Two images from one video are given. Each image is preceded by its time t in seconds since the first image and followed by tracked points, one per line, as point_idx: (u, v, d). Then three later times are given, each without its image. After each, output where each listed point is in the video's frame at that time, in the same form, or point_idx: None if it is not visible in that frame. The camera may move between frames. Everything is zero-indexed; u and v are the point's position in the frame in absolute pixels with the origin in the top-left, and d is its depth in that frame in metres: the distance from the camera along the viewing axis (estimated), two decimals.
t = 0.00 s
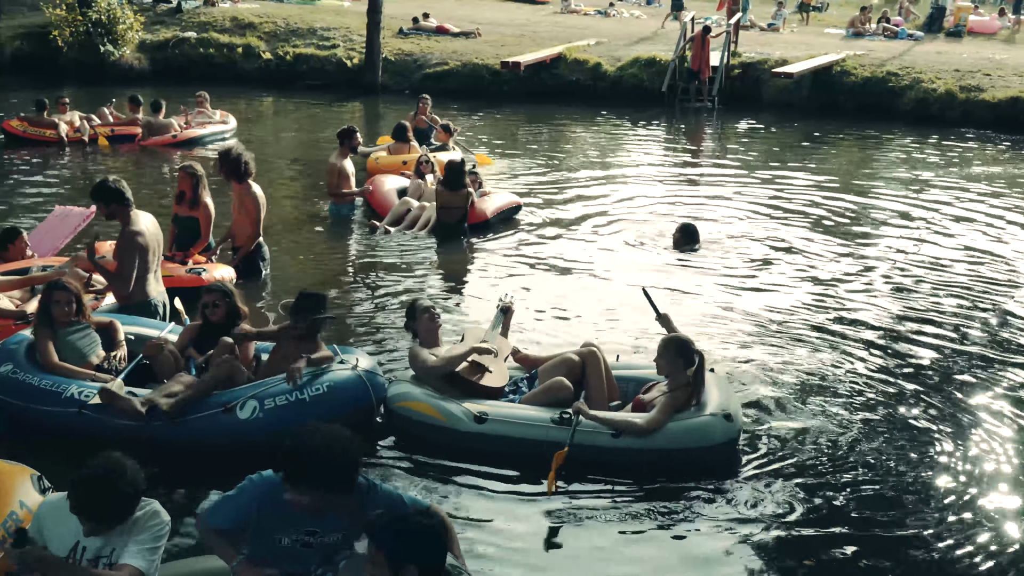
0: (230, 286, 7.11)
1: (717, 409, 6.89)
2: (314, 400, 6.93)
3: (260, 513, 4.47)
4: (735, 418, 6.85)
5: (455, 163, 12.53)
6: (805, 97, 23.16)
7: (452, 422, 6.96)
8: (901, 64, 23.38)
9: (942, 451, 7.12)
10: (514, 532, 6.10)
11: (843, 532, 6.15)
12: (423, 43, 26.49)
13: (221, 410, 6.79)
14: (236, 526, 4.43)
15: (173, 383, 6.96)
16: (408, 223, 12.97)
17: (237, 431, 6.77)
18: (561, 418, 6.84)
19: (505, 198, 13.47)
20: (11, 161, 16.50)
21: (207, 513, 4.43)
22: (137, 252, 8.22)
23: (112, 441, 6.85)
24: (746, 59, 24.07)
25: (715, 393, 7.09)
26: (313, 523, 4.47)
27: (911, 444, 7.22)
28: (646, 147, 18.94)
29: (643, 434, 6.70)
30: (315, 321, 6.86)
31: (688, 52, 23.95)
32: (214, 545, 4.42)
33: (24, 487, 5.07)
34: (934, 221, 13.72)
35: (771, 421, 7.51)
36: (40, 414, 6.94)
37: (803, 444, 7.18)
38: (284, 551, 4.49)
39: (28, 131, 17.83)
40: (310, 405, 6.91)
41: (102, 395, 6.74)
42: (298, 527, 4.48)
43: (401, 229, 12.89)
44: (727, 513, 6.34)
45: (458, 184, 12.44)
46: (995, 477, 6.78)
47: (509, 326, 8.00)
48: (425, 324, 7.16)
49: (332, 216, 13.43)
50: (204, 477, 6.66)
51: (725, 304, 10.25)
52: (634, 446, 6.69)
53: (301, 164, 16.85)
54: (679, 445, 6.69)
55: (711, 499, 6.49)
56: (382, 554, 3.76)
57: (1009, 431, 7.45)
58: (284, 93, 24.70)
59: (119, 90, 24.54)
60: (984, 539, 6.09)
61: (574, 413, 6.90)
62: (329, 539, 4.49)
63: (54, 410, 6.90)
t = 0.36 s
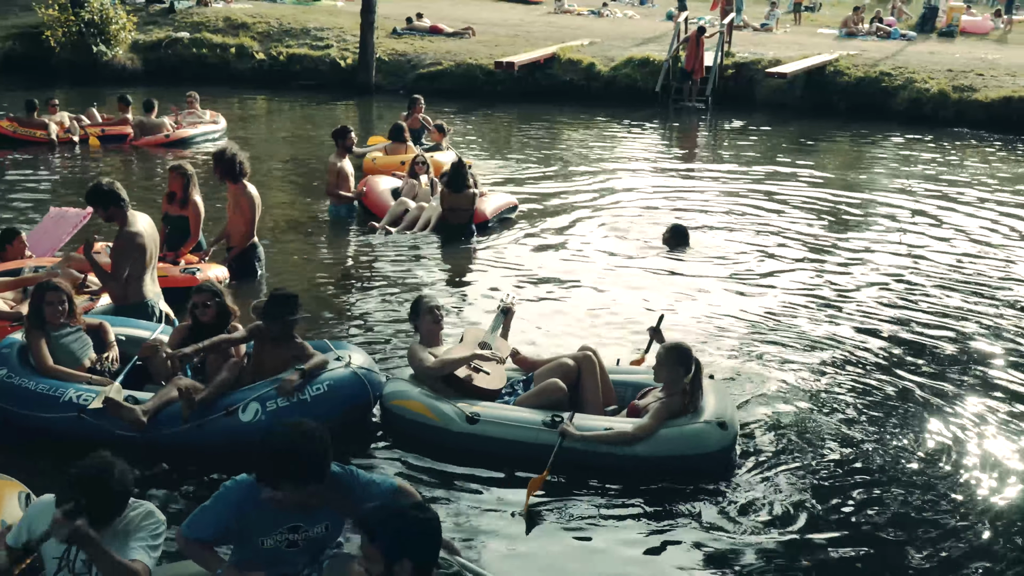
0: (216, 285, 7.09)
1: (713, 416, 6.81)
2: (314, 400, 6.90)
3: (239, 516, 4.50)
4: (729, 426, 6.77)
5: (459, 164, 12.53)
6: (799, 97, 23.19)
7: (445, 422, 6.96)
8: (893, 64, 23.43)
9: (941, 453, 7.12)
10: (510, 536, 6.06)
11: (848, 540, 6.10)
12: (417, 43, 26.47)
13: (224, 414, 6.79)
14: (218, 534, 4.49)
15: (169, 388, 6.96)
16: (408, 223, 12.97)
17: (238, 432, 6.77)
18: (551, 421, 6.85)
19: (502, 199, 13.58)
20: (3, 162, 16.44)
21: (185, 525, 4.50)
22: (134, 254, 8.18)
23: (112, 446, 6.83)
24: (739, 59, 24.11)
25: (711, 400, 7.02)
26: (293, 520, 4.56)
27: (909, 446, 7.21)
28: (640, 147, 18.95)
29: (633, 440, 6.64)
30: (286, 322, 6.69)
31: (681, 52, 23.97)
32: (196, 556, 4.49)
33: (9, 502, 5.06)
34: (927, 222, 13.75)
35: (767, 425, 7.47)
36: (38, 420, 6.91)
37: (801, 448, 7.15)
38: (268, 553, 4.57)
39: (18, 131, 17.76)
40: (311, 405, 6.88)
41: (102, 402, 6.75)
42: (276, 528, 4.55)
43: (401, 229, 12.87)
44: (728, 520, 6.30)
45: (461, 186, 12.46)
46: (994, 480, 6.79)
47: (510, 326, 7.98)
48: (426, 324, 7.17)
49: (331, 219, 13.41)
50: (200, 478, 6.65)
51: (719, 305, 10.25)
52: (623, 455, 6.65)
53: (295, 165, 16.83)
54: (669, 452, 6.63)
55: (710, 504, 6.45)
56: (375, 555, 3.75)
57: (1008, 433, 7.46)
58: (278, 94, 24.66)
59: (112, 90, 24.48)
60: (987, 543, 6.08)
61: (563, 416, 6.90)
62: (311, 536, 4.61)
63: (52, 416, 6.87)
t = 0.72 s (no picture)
0: (206, 285, 7.12)
1: (707, 421, 6.77)
2: (305, 401, 6.91)
3: (228, 506, 4.50)
4: (724, 431, 6.74)
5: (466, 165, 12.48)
6: (792, 97, 23.22)
7: (437, 422, 6.95)
8: (886, 64, 23.48)
9: (941, 453, 7.09)
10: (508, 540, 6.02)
11: (852, 542, 6.04)
12: (410, 43, 26.46)
13: (213, 415, 6.76)
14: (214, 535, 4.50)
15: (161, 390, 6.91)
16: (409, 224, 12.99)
17: (229, 432, 6.74)
18: (545, 424, 6.80)
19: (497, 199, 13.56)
20: None
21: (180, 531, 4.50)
22: (129, 256, 8.16)
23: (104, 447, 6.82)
24: (732, 59, 24.16)
25: (709, 404, 6.99)
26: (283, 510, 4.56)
27: (910, 446, 7.18)
28: (634, 147, 18.97)
29: (629, 445, 6.57)
30: (272, 322, 6.72)
31: (675, 53, 24.00)
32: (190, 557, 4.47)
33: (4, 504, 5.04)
34: (922, 221, 13.76)
35: (768, 427, 7.44)
36: (31, 422, 6.91)
37: (803, 450, 7.11)
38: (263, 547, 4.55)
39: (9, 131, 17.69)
40: (304, 404, 6.91)
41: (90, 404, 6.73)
42: (268, 522, 4.54)
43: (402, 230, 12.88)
44: (729, 524, 6.22)
45: (470, 187, 12.46)
46: (997, 478, 6.77)
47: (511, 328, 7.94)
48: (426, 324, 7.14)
49: (329, 220, 13.39)
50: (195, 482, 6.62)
51: (714, 305, 10.25)
52: (618, 458, 6.59)
53: (288, 166, 16.79)
54: (664, 456, 6.59)
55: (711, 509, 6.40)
56: (369, 555, 3.72)
57: (1008, 432, 7.44)
58: (271, 94, 24.62)
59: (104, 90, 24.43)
60: (991, 540, 6.06)
61: (556, 418, 6.86)
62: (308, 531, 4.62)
63: (44, 417, 6.86)
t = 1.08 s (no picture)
0: (203, 289, 7.15)
1: (701, 426, 6.74)
2: (299, 399, 6.91)
3: (230, 503, 4.50)
4: (719, 437, 6.70)
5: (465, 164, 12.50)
6: (785, 97, 23.27)
7: (431, 423, 6.96)
8: (879, 64, 23.53)
9: (937, 453, 7.10)
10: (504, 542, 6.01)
11: (850, 544, 6.06)
12: (404, 43, 26.45)
13: (204, 413, 6.76)
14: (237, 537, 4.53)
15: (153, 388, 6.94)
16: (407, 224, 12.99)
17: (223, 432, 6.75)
18: (538, 426, 6.77)
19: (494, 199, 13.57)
20: None
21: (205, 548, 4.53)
22: (125, 257, 8.14)
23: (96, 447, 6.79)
24: (726, 59, 24.20)
25: (705, 409, 6.97)
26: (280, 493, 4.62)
27: (907, 448, 7.19)
28: (627, 147, 18.98)
29: (623, 449, 6.55)
30: (276, 318, 6.76)
31: (669, 52, 24.01)
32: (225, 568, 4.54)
33: None
34: (916, 221, 13.79)
35: (764, 431, 7.42)
36: (20, 420, 6.89)
37: (801, 452, 7.10)
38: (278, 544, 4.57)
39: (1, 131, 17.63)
40: (299, 402, 6.91)
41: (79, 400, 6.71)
42: (266, 507, 4.59)
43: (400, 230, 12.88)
44: (725, 528, 6.23)
45: (469, 187, 12.48)
46: (995, 480, 6.78)
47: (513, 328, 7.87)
48: (423, 324, 7.19)
49: (325, 220, 13.42)
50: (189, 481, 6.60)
51: (709, 306, 10.25)
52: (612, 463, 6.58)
53: (282, 166, 16.77)
54: (659, 461, 6.56)
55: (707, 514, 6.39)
56: (368, 549, 3.78)
57: (1005, 433, 7.45)
58: (264, 94, 24.59)
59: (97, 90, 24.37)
60: (988, 539, 6.11)
61: (549, 420, 6.84)
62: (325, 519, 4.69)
63: (33, 416, 6.84)
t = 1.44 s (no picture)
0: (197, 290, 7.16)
1: (694, 433, 6.67)
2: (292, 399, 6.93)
3: (223, 489, 4.58)
4: (710, 444, 6.63)
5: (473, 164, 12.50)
6: (778, 97, 23.31)
7: (422, 423, 6.96)
8: (872, 64, 23.57)
9: (932, 453, 7.10)
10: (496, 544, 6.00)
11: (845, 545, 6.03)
12: (396, 43, 26.43)
13: (197, 413, 6.76)
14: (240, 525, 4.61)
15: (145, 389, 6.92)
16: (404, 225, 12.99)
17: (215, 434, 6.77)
18: (527, 430, 6.77)
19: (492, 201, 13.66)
20: None
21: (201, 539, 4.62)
22: (122, 258, 8.15)
23: (90, 449, 6.78)
24: (718, 59, 24.23)
25: (700, 414, 6.89)
26: (269, 480, 4.71)
27: (901, 448, 7.18)
28: (620, 147, 18.99)
29: (613, 455, 6.50)
30: (277, 317, 6.92)
31: (662, 52, 24.03)
32: (238, 558, 4.60)
33: None
34: (908, 221, 13.80)
35: (759, 432, 7.40)
36: (11, 422, 6.85)
37: (797, 454, 7.09)
38: (278, 527, 4.62)
39: None
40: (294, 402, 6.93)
41: (72, 405, 6.70)
42: (254, 494, 4.67)
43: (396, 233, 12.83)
44: (717, 529, 6.20)
45: (476, 187, 12.48)
46: (992, 481, 6.78)
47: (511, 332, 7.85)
48: (421, 326, 7.24)
49: (322, 221, 13.39)
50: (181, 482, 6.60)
51: (703, 306, 10.25)
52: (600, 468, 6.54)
53: (275, 166, 16.75)
54: (650, 466, 6.49)
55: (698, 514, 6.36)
56: (360, 536, 3.83)
57: (1001, 433, 7.45)
58: (257, 95, 24.55)
59: (89, 91, 24.31)
60: (983, 538, 6.13)
61: (537, 424, 6.82)
62: (329, 485, 4.66)
63: (25, 417, 6.81)
